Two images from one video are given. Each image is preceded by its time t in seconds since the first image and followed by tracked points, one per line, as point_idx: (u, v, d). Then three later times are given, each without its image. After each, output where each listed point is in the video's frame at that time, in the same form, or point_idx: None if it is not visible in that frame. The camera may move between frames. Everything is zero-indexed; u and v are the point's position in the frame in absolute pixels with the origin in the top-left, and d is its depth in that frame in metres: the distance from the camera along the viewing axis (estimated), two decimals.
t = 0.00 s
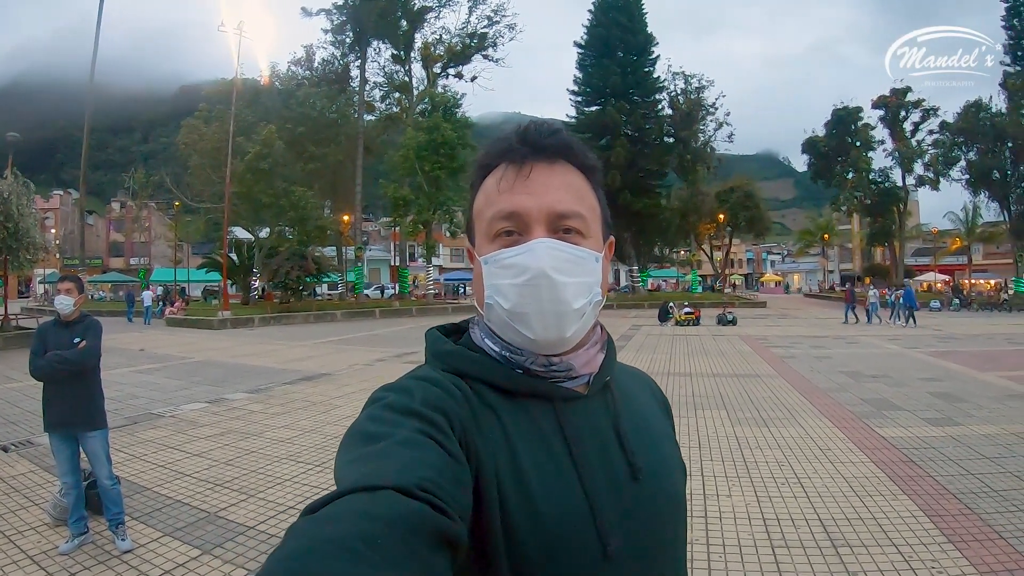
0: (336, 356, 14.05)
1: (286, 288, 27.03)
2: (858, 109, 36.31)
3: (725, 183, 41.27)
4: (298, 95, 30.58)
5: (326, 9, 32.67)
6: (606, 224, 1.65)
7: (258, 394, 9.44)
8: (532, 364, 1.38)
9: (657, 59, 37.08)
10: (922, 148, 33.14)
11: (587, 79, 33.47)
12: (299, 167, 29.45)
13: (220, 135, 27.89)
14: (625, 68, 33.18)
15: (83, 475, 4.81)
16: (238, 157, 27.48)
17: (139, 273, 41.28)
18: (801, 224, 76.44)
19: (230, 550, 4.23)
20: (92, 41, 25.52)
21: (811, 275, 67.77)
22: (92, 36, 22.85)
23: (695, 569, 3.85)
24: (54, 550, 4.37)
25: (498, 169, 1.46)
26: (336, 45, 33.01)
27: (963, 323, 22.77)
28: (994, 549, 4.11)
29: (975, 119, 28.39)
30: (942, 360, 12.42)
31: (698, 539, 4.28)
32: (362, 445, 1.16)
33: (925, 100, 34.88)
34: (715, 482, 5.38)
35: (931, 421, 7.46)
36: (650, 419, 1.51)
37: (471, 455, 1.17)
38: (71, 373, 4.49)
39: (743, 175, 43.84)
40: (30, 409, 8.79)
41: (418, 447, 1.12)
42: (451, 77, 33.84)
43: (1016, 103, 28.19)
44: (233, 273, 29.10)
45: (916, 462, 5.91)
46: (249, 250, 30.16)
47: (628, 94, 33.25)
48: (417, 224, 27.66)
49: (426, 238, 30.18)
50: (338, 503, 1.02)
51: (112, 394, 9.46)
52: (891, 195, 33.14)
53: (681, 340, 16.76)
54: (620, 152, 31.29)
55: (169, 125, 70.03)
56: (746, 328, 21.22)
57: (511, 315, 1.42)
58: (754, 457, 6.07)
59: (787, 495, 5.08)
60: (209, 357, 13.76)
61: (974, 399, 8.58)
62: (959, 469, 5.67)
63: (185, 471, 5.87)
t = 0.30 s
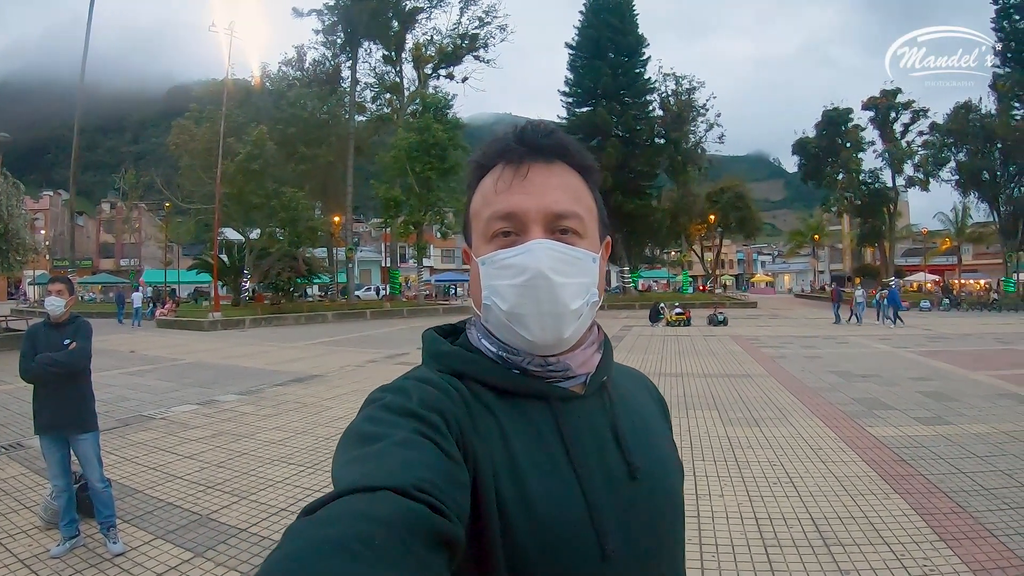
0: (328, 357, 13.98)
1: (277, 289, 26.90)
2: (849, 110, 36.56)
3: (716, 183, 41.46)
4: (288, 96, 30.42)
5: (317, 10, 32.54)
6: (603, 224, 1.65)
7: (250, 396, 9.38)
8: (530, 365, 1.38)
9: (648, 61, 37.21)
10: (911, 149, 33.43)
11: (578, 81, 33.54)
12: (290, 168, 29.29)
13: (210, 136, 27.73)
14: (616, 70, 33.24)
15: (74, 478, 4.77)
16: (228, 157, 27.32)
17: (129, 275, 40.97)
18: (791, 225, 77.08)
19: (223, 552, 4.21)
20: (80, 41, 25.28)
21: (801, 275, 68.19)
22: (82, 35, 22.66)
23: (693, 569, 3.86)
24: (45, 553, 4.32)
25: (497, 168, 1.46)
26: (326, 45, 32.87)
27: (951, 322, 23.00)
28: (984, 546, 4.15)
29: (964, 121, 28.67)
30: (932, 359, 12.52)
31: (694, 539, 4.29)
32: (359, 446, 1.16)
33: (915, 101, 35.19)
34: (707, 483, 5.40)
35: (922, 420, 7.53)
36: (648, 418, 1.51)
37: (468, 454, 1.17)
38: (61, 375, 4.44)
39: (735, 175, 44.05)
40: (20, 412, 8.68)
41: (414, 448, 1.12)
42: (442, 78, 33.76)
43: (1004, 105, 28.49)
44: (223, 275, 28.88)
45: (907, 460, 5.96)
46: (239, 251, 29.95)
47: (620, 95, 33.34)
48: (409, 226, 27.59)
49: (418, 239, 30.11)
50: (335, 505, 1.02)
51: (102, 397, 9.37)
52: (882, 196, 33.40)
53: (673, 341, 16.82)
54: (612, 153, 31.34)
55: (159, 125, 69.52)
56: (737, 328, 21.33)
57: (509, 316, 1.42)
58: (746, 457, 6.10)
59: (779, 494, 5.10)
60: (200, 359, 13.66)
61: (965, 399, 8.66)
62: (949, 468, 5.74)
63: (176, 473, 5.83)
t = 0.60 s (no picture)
0: (322, 358, 13.95)
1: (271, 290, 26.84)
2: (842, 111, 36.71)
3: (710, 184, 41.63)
4: (283, 96, 30.34)
5: (311, 10, 32.47)
6: (596, 227, 1.65)
7: (245, 397, 9.35)
8: (524, 368, 1.38)
9: (643, 61, 37.31)
10: (905, 149, 33.62)
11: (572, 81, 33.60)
12: (284, 168, 29.20)
13: (204, 136, 27.64)
14: (610, 70, 33.30)
15: (68, 480, 4.73)
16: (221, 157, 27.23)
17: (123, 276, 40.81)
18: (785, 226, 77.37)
19: (218, 554, 4.18)
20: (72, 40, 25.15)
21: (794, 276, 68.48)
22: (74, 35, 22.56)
23: (689, 570, 3.87)
24: (39, 556, 4.29)
25: (490, 171, 1.46)
26: (321, 46, 32.82)
27: (944, 323, 23.13)
28: (977, 546, 4.18)
29: (958, 121, 28.82)
30: (925, 359, 12.60)
31: (689, 539, 4.30)
32: (353, 450, 1.16)
33: (908, 102, 35.40)
34: (702, 483, 5.41)
35: (915, 419, 7.57)
36: (641, 421, 1.51)
37: (463, 460, 1.16)
38: (55, 376, 4.41)
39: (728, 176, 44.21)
40: (13, 413, 8.64)
41: (408, 451, 1.12)
42: (436, 78, 33.73)
43: (997, 106, 28.72)
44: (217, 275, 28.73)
45: (901, 460, 5.99)
46: (233, 251, 29.82)
47: (614, 96, 33.42)
48: (403, 226, 27.56)
49: (412, 239, 30.06)
50: (331, 510, 1.01)
51: (96, 398, 9.32)
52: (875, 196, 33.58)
53: (668, 341, 16.87)
54: (606, 153, 31.38)
55: (152, 125, 69.21)
56: (731, 328, 21.40)
57: (502, 319, 1.42)
58: (740, 457, 6.12)
59: (773, 495, 5.12)
60: (194, 360, 13.60)
61: (958, 398, 8.71)
62: (943, 468, 5.77)
63: (171, 475, 5.81)
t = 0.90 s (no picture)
0: (319, 359, 13.93)
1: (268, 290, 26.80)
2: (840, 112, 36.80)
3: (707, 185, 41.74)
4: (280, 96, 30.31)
5: (309, 10, 32.45)
6: (591, 227, 1.66)
7: (241, 398, 9.33)
8: (519, 368, 1.38)
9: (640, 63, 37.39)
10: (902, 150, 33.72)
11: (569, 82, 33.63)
12: (281, 169, 29.15)
13: (201, 136, 27.64)
14: (607, 71, 33.34)
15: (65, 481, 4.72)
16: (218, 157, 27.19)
17: (120, 276, 40.77)
18: (782, 227, 77.57)
19: (217, 555, 4.17)
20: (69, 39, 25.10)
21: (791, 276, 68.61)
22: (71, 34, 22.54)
23: (685, 568, 3.88)
24: (36, 557, 4.27)
25: (484, 173, 1.47)
26: (318, 46, 32.81)
27: (940, 323, 23.22)
28: (974, 546, 4.19)
29: (954, 122, 28.92)
30: (921, 360, 12.66)
31: (687, 539, 4.31)
32: (347, 450, 1.16)
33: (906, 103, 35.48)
34: (699, 484, 5.41)
35: (911, 419, 7.60)
36: (636, 421, 1.51)
37: (457, 462, 1.16)
38: (51, 377, 4.39)
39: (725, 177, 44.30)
40: (10, 413, 8.60)
41: (401, 452, 1.12)
42: (434, 79, 33.73)
43: (993, 108, 28.84)
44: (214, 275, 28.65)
45: (897, 460, 6.02)
46: (230, 252, 29.75)
47: (610, 97, 33.48)
48: (400, 227, 27.59)
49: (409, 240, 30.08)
50: (324, 511, 1.01)
51: (92, 398, 9.30)
52: (872, 198, 33.67)
53: (665, 342, 16.90)
54: (603, 154, 31.42)
55: (149, 124, 69.02)
56: (728, 329, 21.42)
57: (498, 321, 1.42)
58: (737, 458, 6.13)
59: (769, 495, 5.13)
60: (190, 361, 13.56)
61: (953, 399, 8.75)
62: (939, 468, 5.78)
63: (167, 475, 5.79)
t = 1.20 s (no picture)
0: (318, 359, 13.92)
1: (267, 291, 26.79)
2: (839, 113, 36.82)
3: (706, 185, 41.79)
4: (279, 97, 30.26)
5: (308, 10, 32.42)
6: (585, 228, 1.65)
7: (241, 398, 9.33)
8: (513, 371, 1.38)
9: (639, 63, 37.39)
10: (901, 151, 33.73)
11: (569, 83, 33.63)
12: (281, 169, 29.13)
13: (201, 136, 27.62)
14: (606, 72, 33.34)
15: (64, 481, 4.71)
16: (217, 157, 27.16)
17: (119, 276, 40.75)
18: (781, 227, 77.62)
19: (217, 554, 4.18)
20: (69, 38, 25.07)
21: (790, 276, 68.64)
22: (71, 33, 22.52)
23: (684, 570, 3.88)
24: (36, 556, 4.27)
25: (478, 174, 1.46)
26: (318, 46, 32.79)
27: (939, 324, 23.24)
28: (972, 547, 4.20)
29: (953, 123, 28.94)
30: (920, 360, 12.66)
31: (686, 540, 4.31)
32: (342, 453, 1.16)
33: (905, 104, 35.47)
34: (698, 484, 5.41)
35: (911, 420, 7.60)
36: (632, 421, 1.52)
37: (454, 464, 1.16)
38: (51, 376, 4.38)
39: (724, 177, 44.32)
40: (9, 414, 8.59)
41: (397, 454, 1.12)
42: (433, 79, 33.71)
43: (992, 109, 28.86)
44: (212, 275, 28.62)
45: (895, 461, 6.02)
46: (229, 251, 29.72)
47: (610, 97, 33.48)
48: (399, 228, 27.60)
49: (408, 240, 30.08)
50: (318, 515, 1.01)
51: (91, 398, 9.29)
52: (871, 199, 33.69)
53: (664, 342, 16.91)
54: (603, 154, 31.40)
55: (148, 125, 68.99)
56: (727, 330, 21.42)
57: (492, 321, 1.42)
58: (736, 458, 6.13)
59: (769, 496, 5.13)
60: (189, 361, 13.55)
61: (952, 399, 8.76)
62: (938, 468, 5.79)
63: (167, 475, 5.78)
